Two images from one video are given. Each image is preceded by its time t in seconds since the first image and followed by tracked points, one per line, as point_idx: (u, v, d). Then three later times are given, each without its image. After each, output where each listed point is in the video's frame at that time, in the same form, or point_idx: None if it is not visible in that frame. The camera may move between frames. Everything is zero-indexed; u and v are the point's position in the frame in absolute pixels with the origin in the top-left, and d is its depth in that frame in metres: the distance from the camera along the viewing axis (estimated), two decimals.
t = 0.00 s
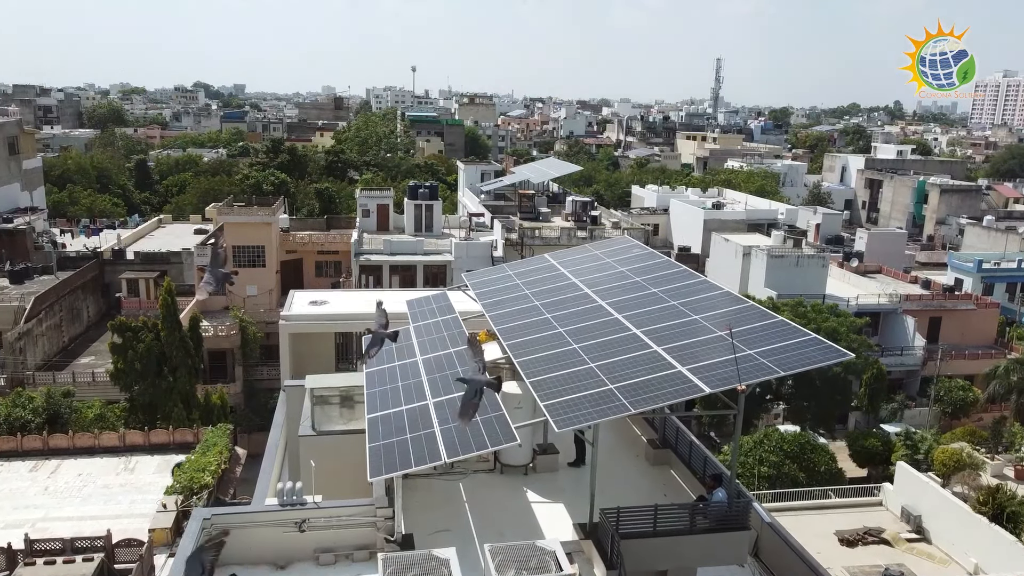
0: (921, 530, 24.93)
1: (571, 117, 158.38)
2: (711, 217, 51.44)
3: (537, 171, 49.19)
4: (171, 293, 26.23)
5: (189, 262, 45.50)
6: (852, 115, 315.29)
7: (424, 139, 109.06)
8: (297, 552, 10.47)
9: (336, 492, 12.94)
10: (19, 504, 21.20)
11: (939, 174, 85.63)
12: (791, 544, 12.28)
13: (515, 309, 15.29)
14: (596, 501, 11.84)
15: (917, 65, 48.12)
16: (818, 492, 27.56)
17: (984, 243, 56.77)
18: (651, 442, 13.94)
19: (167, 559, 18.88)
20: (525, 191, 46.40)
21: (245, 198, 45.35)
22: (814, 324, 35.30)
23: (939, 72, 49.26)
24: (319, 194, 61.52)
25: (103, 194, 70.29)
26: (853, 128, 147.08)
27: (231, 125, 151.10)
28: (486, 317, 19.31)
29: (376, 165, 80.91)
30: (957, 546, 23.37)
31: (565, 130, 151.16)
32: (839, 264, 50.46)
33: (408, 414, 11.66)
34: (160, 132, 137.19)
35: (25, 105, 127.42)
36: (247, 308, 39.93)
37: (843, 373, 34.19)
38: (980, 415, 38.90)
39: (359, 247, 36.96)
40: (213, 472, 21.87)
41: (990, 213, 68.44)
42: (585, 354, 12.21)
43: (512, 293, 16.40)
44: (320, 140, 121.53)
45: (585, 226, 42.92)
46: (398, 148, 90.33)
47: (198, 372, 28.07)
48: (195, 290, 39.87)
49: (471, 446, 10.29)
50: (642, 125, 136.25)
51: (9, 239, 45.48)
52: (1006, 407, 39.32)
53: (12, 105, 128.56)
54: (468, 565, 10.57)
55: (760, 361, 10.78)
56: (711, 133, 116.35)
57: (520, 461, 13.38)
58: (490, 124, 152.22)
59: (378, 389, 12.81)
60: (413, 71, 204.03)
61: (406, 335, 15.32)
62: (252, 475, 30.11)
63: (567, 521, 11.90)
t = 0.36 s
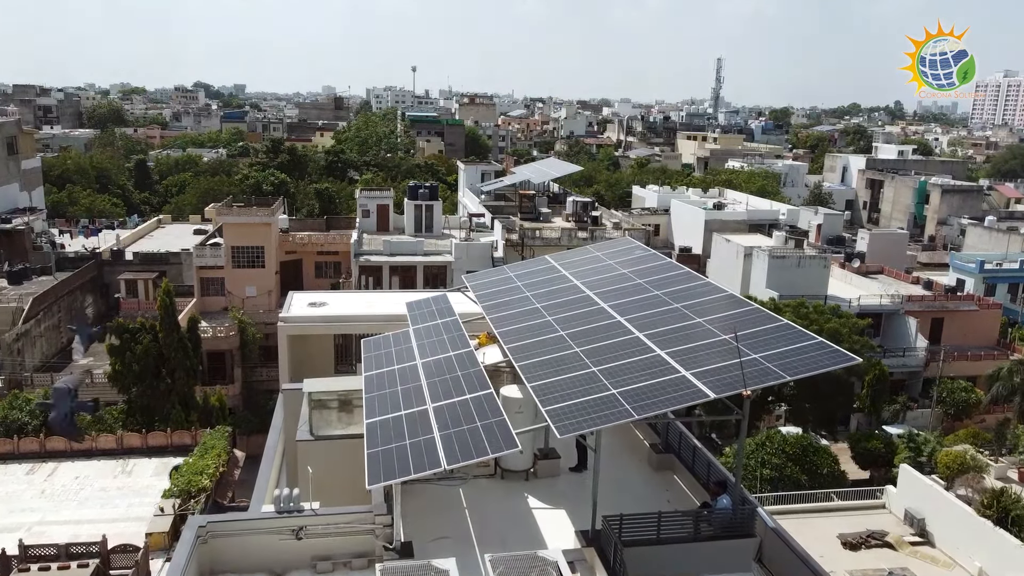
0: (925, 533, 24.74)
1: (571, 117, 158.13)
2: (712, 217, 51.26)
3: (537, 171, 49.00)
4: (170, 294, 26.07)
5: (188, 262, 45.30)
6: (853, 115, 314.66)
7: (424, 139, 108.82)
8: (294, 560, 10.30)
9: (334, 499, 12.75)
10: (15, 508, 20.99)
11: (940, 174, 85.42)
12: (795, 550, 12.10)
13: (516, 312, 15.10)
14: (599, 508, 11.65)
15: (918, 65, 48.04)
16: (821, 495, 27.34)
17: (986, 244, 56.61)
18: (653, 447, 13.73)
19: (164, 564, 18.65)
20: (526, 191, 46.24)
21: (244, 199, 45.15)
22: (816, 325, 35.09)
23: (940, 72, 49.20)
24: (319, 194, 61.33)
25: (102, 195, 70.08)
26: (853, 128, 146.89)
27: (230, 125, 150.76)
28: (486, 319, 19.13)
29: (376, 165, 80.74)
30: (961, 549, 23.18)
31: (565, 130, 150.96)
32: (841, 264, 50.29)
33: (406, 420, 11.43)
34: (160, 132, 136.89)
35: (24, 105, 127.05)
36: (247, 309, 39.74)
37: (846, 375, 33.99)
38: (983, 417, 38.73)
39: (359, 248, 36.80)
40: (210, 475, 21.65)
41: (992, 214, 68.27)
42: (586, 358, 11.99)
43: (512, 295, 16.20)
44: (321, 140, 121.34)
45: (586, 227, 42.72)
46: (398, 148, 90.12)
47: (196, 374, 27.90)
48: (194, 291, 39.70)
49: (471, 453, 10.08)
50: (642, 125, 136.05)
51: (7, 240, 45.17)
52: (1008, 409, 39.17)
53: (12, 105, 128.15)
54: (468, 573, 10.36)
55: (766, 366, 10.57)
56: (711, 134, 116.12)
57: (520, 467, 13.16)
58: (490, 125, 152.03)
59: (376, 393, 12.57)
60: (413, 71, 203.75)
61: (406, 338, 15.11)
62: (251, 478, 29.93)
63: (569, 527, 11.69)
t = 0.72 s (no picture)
0: (930, 537, 24.52)
1: (571, 117, 157.91)
2: (713, 218, 51.00)
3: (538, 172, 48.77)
4: (167, 296, 25.84)
5: (186, 263, 45.02)
6: (853, 115, 314.68)
7: (424, 139, 108.54)
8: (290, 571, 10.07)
9: (331, 508, 12.51)
10: (9, 513, 20.72)
11: (942, 175, 85.17)
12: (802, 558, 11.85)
13: (517, 315, 14.84)
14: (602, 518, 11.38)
15: (918, 65, 47.89)
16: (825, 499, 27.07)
17: (988, 244, 56.37)
18: (657, 453, 13.46)
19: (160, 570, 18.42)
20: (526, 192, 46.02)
21: (243, 199, 44.90)
22: (819, 327, 34.83)
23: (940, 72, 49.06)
24: (319, 195, 61.08)
25: (101, 195, 69.81)
26: (854, 128, 146.61)
27: (230, 125, 150.43)
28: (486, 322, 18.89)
29: (376, 165, 80.50)
30: (966, 555, 22.96)
31: (565, 130, 150.73)
32: (843, 265, 50.04)
33: (405, 427, 11.17)
34: (160, 132, 136.62)
35: (24, 105, 126.76)
36: (246, 310, 39.50)
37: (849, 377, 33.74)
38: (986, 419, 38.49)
39: (358, 248, 36.57)
40: (207, 479, 21.40)
41: (994, 214, 68.03)
42: (589, 363, 11.74)
43: (514, 298, 15.95)
44: (321, 140, 121.06)
45: (587, 227, 42.49)
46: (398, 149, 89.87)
47: (193, 376, 27.67)
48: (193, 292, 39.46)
49: (472, 461, 9.84)
50: (643, 125, 135.81)
51: (5, 240, 44.50)
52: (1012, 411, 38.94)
53: (11, 105, 127.85)
54: None
55: (775, 373, 10.28)
56: (712, 133, 115.88)
57: (522, 473, 12.87)
58: (490, 125, 151.77)
59: (374, 399, 12.31)
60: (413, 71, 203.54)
61: (404, 342, 14.83)
62: (249, 481, 29.70)
63: (572, 537, 11.43)
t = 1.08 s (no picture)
0: (935, 542, 24.21)
1: (571, 117, 157.57)
2: (715, 218, 50.67)
3: (538, 172, 48.44)
4: (164, 297, 25.54)
5: (185, 264, 44.71)
6: (854, 115, 314.11)
7: (424, 139, 108.29)
8: None
9: (326, 520, 12.20)
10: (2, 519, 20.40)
11: (944, 175, 84.87)
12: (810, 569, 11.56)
13: (517, 320, 14.52)
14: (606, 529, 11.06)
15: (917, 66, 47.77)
16: (829, 504, 26.73)
17: (990, 245, 56.06)
18: (662, 461, 13.14)
19: None
20: (526, 193, 45.72)
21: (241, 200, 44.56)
22: (823, 329, 34.47)
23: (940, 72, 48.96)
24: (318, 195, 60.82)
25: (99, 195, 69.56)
26: (855, 128, 146.29)
27: (230, 125, 150.11)
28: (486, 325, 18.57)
29: (376, 166, 80.24)
30: (971, 560, 22.60)
31: (566, 130, 150.54)
32: (845, 266, 49.71)
33: (403, 437, 10.86)
34: (160, 133, 136.34)
35: (24, 105, 126.58)
36: (244, 311, 39.18)
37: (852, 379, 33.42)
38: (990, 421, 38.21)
39: (358, 249, 36.25)
40: (204, 485, 21.04)
41: (996, 215, 67.73)
42: (591, 370, 11.43)
43: (514, 301, 15.65)
44: (321, 141, 120.78)
45: (588, 228, 42.17)
46: (398, 149, 89.62)
47: (191, 379, 27.37)
48: (191, 293, 39.16)
49: (472, 473, 9.52)
50: (643, 125, 135.55)
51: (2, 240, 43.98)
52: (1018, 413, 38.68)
53: (11, 105, 127.62)
54: None
55: (784, 381, 9.97)
56: (712, 134, 115.57)
57: (523, 483, 12.54)
58: (491, 125, 151.48)
59: (371, 407, 11.99)
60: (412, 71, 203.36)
61: (402, 348, 14.50)
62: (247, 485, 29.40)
63: (574, 549, 11.11)
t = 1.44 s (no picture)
0: (942, 548, 23.86)
1: (572, 116, 157.17)
2: (717, 219, 50.32)
3: (538, 172, 48.08)
4: (160, 300, 25.21)
5: (183, 265, 44.36)
6: (854, 115, 313.64)
7: (424, 139, 107.94)
8: None
9: (320, 533, 11.87)
10: None
11: (945, 175, 84.51)
12: None
13: (518, 325, 14.16)
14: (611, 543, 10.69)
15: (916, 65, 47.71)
16: (833, 508, 26.32)
17: (993, 246, 55.68)
18: (667, 471, 12.77)
19: None
20: (527, 193, 45.38)
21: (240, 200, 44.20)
22: (826, 331, 34.07)
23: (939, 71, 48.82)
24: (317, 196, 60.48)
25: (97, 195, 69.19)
26: (856, 128, 145.93)
27: (230, 125, 149.81)
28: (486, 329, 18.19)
29: (376, 166, 79.94)
30: (980, 564, 22.28)
31: (566, 130, 150.28)
32: (848, 267, 49.37)
33: (400, 448, 10.49)
34: (160, 132, 136.05)
35: (23, 105, 126.33)
36: (242, 313, 38.82)
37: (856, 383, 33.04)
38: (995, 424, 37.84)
39: (357, 250, 35.90)
40: (198, 491, 20.71)
41: (998, 215, 67.35)
42: (595, 378, 11.07)
43: (515, 306, 15.29)
44: (321, 141, 120.45)
45: (589, 229, 41.79)
46: (397, 148, 89.27)
47: (187, 382, 27.00)
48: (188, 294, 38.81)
49: (471, 488, 9.17)
50: (644, 125, 135.21)
51: None
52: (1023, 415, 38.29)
53: (11, 105, 127.34)
54: None
55: (795, 392, 9.61)
56: (713, 133, 115.22)
57: (525, 494, 12.17)
58: (491, 125, 151.13)
59: (366, 417, 11.61)
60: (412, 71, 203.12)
61: (401, 354, 14.13)
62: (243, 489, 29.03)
63: (577, 564, 10.73)
